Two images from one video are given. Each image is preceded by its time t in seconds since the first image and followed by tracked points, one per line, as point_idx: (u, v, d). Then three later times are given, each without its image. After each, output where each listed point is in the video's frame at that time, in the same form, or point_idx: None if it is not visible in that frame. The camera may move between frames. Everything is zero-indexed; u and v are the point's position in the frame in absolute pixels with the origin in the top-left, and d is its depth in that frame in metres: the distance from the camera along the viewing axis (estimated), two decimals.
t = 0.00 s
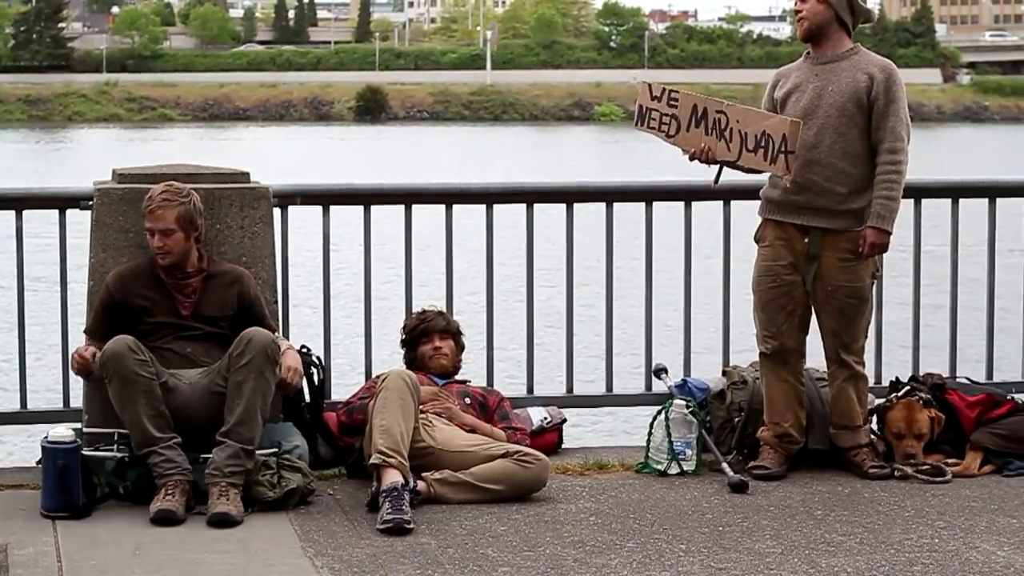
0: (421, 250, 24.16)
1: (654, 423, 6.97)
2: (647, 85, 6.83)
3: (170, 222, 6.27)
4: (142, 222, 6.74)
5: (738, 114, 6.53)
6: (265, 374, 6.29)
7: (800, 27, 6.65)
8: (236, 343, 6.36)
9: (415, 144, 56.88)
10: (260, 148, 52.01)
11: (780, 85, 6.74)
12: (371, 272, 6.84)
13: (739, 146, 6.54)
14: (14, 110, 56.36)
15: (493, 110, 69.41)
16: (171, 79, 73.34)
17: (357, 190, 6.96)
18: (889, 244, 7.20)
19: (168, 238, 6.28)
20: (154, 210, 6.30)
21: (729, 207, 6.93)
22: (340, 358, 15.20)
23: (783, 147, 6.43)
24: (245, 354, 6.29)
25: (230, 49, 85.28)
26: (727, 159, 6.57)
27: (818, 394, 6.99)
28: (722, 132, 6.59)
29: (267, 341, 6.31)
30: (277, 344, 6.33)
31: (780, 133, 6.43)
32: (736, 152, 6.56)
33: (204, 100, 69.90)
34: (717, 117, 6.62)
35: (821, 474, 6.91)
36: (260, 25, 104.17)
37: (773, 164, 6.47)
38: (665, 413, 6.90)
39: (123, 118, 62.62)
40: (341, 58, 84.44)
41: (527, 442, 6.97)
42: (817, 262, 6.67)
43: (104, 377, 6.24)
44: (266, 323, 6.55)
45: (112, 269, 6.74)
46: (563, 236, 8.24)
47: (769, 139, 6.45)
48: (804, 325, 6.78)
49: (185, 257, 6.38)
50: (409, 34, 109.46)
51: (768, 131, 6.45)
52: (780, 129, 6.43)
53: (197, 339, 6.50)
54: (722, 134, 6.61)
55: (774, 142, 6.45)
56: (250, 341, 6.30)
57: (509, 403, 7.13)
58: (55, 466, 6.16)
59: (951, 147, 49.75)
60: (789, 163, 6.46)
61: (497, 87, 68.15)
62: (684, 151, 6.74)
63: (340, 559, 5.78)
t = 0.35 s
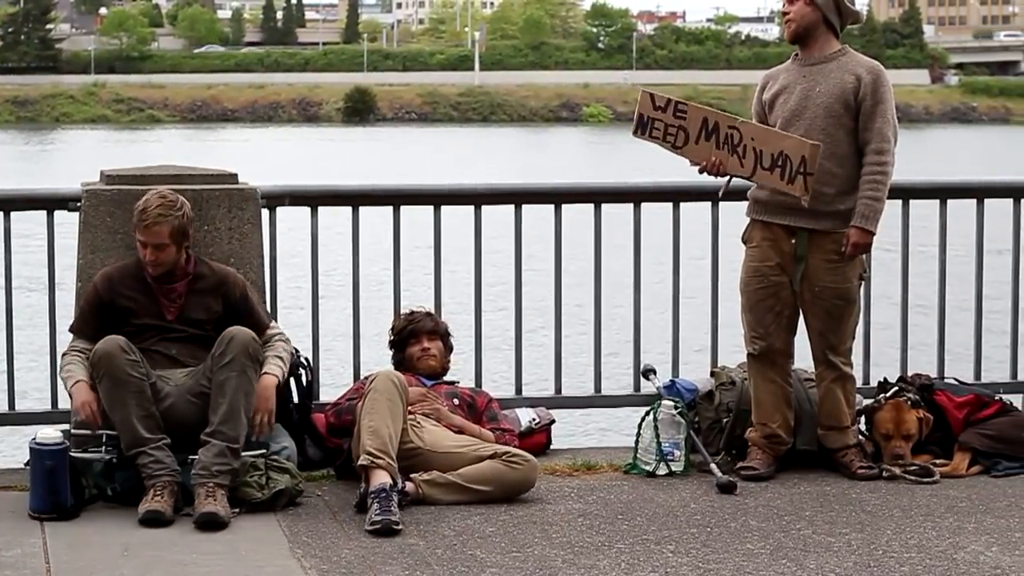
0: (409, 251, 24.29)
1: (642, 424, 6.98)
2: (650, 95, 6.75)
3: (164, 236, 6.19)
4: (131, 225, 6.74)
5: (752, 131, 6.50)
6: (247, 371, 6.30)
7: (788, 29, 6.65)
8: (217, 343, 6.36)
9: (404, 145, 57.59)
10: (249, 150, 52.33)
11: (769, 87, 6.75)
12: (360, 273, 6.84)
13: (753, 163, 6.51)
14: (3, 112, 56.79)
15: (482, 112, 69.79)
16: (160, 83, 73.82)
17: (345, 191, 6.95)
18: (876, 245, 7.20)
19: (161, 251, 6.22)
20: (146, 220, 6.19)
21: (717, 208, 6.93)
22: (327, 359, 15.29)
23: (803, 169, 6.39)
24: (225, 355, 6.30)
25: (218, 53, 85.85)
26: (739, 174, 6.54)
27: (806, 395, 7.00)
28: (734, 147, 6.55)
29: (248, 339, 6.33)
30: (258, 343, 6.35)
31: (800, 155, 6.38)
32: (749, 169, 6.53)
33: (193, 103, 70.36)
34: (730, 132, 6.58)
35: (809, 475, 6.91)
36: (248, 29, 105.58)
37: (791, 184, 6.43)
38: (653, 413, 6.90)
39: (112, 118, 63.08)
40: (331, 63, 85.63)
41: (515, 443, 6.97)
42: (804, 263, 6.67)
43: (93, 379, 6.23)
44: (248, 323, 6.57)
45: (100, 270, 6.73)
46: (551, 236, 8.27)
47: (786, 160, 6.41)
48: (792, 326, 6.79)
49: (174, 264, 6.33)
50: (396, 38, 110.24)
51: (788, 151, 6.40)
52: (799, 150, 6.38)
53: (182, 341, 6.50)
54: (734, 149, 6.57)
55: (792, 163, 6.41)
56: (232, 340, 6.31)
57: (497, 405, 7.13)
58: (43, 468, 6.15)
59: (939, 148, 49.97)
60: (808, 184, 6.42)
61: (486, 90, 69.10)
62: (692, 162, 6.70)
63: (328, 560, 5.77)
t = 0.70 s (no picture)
0: (401, 252, 24.32)
1: (632, 426, 6.98)
2: (669, 114, 6.65)
3: (155, 249, 6.14)
4: (120, 227, 6.74)
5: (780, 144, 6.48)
6: (230, 375, 6.29)
7: (776, 31, 6.67)
8: (201, 349, 6.36)
9: (393, 146, 58.07)
10: (240, 152, 52.48)
11: (759, 89, 6.76)
12: (351, 274, 6.83)
13: (779, 174, 6.50)
14: None
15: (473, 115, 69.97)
16: (152, 85, 74.03)
17: (336, 193, 6.96)
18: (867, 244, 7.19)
19: (150, 263, 6.17)
20: (136, 233, 6.13)
21: (708, 210, 6.93)
22: (318, 361, 15.32)
23: (833, 177, 6.45)
24: (209, 360, 6.29)
25: (209, 55, 86.10)
26: (766, 186, 6.53)
27: (796, 395, 6.99)
28: (760, 160, 6.51)
29: (231, 344, 6.34)
30: (241, 348, 6.36)
31: (831, 164, 6.42)
32: (776, 179, 6.52)
33: (183, 105, 70.54)
34: (755, 145, 6.53)
35: (799, 476, 6.92)
36: (238, 31, 106.89)
37: (820, 192, 6.49)
38: (644, 415, 6.90)
39: (101, 120, 63.80)
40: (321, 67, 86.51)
41: (505, 444, 6.98)
42: (792, 263, 6.67)
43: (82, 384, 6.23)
44: (236, 325, 6.58)
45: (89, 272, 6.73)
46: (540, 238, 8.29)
47: (817, 170, 6.44)
48: (781, 327, 6.79)
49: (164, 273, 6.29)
50: (386, 42, 110.61)
51: (817, 161, 6.43)
52: (831, 160, 6.43)
53: (172, 345, 6.49)
54: (758, 162, 6.54)
55: (823, 172, 6.45)
56: (215, 346, 6.31)
57: (486, 406, 7.14)
58: (33, 469, 6.14)
59: (929, 150, 50.16)
60: (836, 191, 6.50)
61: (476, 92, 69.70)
62: (713, 175, 6.64)
63: (318, 562, 5.76)
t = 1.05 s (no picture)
0: (389, 253, 24.35)
1: (621, 427, 6.98)
2: (692, 118, 6.57)
3: (142, 252, 6.10)
4: (109, 228, 6.73)
5: (776, 142, 6.47)
6: (208, 375, 6.26)
7: (764, 32, 6.65)
8: (179, 348, 6.33)
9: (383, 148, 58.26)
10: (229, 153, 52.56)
11: (747, 90, 6.77)
12: (339, 277, 6.82)
13: (773, 172, 6.49)
14: None
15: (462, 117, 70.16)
16: (141, 87, 74.14)
17: (324, 195, 6.97)
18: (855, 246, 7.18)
19: (137, 265, 6.13)
20: (123, 234, 6.09)
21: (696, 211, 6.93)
22: (307, 362, 15.34)
23: (826, 181, 6.49)
24: (185, 360, 6.26)
25: (198, 56, 86.32)
26: (759, 184, 6.52)
27: (784, 396, 6.99)
28: (756, 157, 6.48)
29: (208, 343, 6.29)
30: (218, 345, 6.31)
31: (826, 167, 6.45)
32: (769, 178, 6.51)
33: (173, 106, 70.79)
34: (753, 141, 6.49)
35: (788, 477, 6.91)
36: (227, 33, 107.31)
37: (811, 194, 6.52)
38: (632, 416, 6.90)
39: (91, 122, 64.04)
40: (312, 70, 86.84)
41: (493, 446, 6.98)
42: (780, 266, 6.68)
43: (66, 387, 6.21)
44: (224, 322, 6.55)
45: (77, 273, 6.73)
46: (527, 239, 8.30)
47: (810, 171, 6.46)
48: (770, 328, 6.79)
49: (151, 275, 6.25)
50: (373, 44, 110.89)
51: (812, 163, 6.44)
52: (826, 163, 6.45)
53: (158, 347, 6.46)
54: (754, 159, 6.50)
55: (817, 175, 6.47)
56: (190, 345, 6.27)
57: (475, 408, 7.14)
58: (22, 472, 6.10)
59: (917, 152, 50.40)
60: (828, 195, 6.53)
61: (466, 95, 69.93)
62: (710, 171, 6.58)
63: (308, 564, 5.75)
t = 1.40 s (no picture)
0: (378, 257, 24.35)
1: (611, 429, 6.99)
2: (668, 103, 6.62)
3: (134, 262, 6.04)
4: (99, 230, 6.72)
5: (765, 143, 6.49)
6: (198, 380, 6.24)
7: (754, 33, 6.63)
8: (171, 350, 6.30)
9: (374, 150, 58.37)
10: (220, 155, 52.58)
11: (736, 92, 6.77)
12: (328, 279, 6.81)
13: (761, 172, 6.50)
14: None
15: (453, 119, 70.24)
16: (132, 89, 74.26)
17: (312, 197, 6.97)
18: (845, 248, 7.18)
19: (130, 275, 6.08)
20: (116, 246, 6.02)
21: (684, 212, 6.93)
22: (296, 364, 15.33)
23: (812, 183, 6.49)
24: (177, 362, 6.23)
25: (188, 57, 86.47)
26: (746, 184, 6.53)
27: (774, 398, 7.00)
28: (743, 157, 6.50)
29: (200, 348, 6.26)
30: (210, 350, 6.28)
31: (812, 170, 6.45)
32: (756, 178, 6.52)
33: (163, 108, 70.95)
34: (741, 142, 6.52)
35: (778, 479, 6.92)
36: (217, 35, 107.70)
37: (798, 197, 6.52)
38: (622, 418, 6.91)
39: (80, 124, 64.17)
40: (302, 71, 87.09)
41: (483, 447, 6.98)
42: (769, 267, 6.67)
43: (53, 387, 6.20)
44: (215, 326, 6.49)
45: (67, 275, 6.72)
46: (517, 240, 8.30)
47: (797, 173, 6.46)
48: (758, 330, 6.80)
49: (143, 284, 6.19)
50: (363, 46, 110.97)
51: (799, 165, 6.45)
52: (813, 165, 6.46)
53: (148, 354, 6.44)
54: (741, 159, 6.52)
55: (804, 177, 6.47)
56: (182, 349, 6.24)
57: (465, 409, 7.14)
58: (11, 474, 6.09)
59: (906, 152, 50.58)
60: (814, 198, 6.53)
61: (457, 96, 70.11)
62: (695, 167, 6.62)
63: (297, 565, 5.74)
